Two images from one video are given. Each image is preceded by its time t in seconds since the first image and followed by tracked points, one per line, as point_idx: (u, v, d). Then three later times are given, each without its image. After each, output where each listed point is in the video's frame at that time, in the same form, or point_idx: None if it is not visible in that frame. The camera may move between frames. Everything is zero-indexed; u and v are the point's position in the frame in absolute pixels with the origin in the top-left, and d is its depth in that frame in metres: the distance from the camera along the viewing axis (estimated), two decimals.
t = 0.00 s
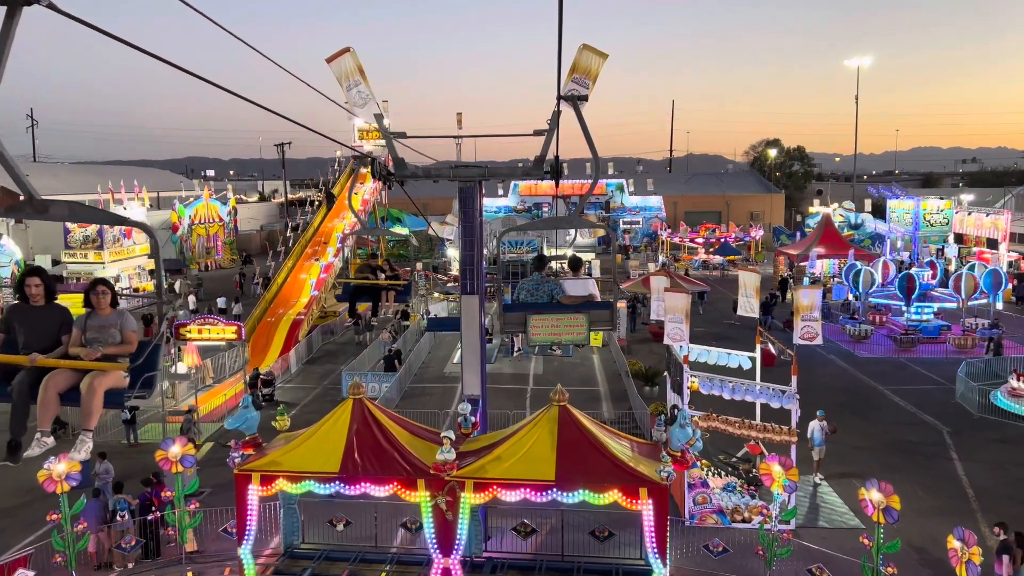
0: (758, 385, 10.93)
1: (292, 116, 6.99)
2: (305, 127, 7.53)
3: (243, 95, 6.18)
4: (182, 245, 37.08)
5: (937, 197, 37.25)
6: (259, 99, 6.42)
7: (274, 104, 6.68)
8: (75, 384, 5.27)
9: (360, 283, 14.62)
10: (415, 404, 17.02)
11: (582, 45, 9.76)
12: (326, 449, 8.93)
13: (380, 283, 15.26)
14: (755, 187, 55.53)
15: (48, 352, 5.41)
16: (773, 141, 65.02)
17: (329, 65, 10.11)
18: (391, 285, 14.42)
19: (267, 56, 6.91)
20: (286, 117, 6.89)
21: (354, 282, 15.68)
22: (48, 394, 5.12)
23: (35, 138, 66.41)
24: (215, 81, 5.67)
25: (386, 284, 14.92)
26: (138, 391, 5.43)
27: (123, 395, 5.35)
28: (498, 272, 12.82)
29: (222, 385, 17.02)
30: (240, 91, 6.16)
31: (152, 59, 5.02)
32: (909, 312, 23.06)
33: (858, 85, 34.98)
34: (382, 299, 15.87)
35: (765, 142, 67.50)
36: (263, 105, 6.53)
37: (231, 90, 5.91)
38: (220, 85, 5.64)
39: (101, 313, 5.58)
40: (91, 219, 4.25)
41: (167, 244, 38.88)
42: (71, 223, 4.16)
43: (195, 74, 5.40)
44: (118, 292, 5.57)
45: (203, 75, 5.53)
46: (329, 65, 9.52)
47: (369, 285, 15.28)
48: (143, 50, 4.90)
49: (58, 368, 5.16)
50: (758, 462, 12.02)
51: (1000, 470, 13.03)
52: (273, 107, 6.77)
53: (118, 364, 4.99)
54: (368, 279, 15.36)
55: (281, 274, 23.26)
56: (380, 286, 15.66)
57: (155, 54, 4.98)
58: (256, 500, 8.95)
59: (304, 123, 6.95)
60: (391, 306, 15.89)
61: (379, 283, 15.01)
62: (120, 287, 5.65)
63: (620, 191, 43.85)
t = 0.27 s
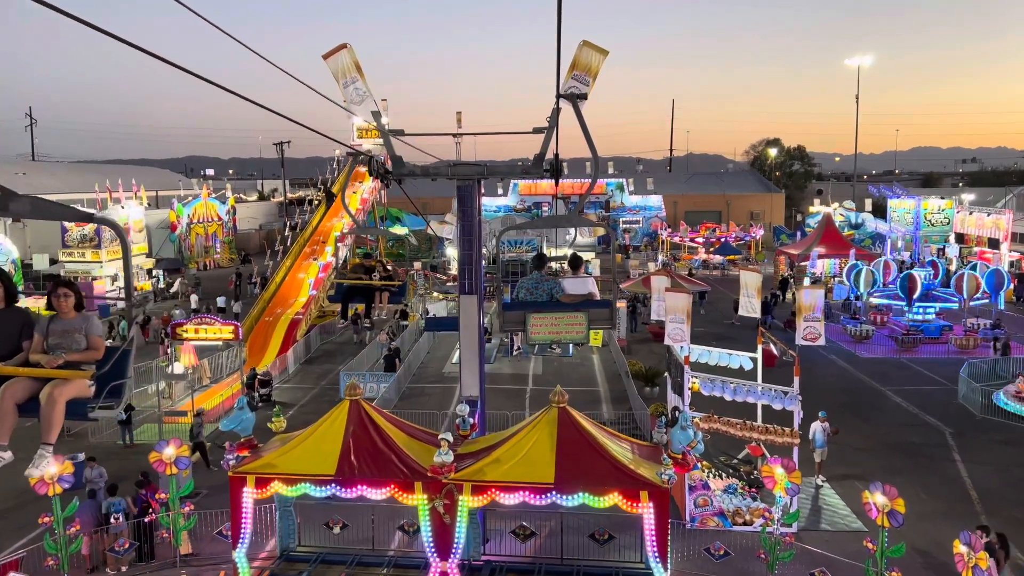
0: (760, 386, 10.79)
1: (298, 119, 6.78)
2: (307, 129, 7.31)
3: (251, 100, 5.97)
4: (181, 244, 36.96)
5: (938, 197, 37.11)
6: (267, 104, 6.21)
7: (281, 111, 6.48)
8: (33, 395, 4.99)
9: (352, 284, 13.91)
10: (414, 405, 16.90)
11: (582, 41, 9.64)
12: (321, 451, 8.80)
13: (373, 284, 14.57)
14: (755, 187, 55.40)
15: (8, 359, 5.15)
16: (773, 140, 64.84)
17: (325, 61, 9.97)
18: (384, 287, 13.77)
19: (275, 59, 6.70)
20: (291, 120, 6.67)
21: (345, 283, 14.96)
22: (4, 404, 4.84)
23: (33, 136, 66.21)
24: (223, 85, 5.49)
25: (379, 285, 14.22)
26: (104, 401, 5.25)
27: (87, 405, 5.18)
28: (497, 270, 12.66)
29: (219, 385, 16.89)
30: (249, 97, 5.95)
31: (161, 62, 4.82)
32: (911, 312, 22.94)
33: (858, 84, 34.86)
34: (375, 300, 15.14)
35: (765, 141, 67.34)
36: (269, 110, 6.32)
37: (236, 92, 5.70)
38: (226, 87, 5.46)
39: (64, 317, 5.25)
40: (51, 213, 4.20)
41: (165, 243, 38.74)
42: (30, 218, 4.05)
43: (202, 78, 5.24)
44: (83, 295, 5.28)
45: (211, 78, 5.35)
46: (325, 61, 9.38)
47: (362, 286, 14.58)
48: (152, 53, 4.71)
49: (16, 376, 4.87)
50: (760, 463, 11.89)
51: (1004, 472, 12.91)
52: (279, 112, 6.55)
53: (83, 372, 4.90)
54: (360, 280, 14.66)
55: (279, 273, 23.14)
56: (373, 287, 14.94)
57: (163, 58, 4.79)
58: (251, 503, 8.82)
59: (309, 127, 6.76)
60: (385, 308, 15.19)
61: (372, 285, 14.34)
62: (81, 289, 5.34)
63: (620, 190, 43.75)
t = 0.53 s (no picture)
0: (762, 386, 10.67)
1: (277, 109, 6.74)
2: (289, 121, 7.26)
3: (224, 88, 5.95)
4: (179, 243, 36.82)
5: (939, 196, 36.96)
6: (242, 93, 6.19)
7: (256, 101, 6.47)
8: None
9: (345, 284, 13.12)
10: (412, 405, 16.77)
11: (582, 37, 9.50)
12: (317, 453, 8.67)
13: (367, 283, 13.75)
14: (755, 186, 55.25)
15: None
16: (774, 139, 64.65)
17: (321, 58, 9.83)
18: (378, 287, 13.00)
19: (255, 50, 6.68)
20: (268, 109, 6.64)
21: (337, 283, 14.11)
22: None
23: (31, 134, 65.92)
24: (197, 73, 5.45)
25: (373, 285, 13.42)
26: (67, 410, 5.64)
27: (47, 415, 5.54)
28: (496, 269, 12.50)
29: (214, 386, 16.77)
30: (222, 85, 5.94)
31: (136, 49, 4.72)
32: (913, 312, 22.80)
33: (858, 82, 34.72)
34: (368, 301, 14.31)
35: (765, 140, 67.17)
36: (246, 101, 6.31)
37: (210, 80, 5.66)
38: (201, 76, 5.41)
39: (26, 325, 5.60)
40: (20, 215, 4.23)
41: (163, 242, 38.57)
42: None
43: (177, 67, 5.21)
44: (44, 302, 5.59)
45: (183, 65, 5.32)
46: (321, 58, 9.24)
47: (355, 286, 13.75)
48: (124, 41, 4.68)
49: None
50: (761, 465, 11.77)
51: (1007, 473, 12.79)
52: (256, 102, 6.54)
53: (43, 382, 5.29)
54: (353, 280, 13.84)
55: (277, 271, 23.00)
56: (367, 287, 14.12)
57: (136, 44, 4.76)
58: (245, 506, 8.69)
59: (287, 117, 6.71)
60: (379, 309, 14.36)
61: (366, 285, 13.54)
62: (43, 294, 5.66)
63: (620, 189, 43.63)
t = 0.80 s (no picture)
0: (764, 386, 10.54)
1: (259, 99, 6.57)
2: (276, 113, 7.10)
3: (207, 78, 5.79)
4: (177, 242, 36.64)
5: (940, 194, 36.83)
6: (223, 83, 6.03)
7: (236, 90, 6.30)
8: None
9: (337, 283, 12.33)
10: (410, 405, 16.65)
11: (582, 31, 9.37)
12: (313, 454, 8.55)
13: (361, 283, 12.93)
14: (755, 184, 55.10)
15: None
16: (773, 137, 64.48)
17: (317, 53, 9.68)
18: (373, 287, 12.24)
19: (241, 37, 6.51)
20: (251, 100, 6.48)
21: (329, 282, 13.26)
22: None
23: (28, 133, 65.65)
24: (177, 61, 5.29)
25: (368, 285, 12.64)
26: (24, 421, 4.65)
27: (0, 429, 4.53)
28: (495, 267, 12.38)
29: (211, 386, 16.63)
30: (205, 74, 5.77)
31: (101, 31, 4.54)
32: (914, 310, 22.68)
33: (859, 80, 34.57)
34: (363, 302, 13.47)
35: (764, 138, 66.98)
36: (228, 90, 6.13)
37: (190, 69, 5.51)
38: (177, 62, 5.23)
39: None
40: None
41: (160, 241, 38.38)
42: None
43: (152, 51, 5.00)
44: None
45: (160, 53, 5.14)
46: (317, 53, 9.10)
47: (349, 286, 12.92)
48: (100, 26, 4.51)
49: None
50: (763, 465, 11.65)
51: (1011, 473, 12.67)
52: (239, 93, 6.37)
53: None
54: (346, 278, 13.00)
55: (274, 270, 22.90)
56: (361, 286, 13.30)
57: (110, 29, 4.59)
58: (240, 508, 8.55)
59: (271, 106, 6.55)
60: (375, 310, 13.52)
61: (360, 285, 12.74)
62: None
63: (620, 187, 43.51)
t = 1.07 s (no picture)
0: (766, 385, 10.42)
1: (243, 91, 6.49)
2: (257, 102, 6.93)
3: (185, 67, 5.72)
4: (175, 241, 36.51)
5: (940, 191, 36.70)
6: (202, 71, 5.96)
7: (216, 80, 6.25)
8: None
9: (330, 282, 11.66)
10: (408, 404, 16.51)
11: (582, 27, 9.23)
12: (309, 456, 8.41)
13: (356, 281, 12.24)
14: (755, 182, 54.97)
15: None
16: (773, 135, 64.34)
17: (313, 48, 9.53)
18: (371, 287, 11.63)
19: (222, 23, 6.47)
20: (230, 89, 6.33)
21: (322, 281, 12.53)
22: None
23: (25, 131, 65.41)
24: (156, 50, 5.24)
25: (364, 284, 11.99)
26: None
27: None
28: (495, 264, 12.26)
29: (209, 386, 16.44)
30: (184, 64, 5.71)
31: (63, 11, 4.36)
32: (915, 308, 22.56)
33: (858, 78, 34.48)
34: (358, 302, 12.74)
35: (764, 135, 66.81)
36: (208, 80, 6.09)
37: (165, 54, 5.35)
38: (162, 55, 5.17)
39: None
40: None
41: (158, 240, 38.21)
42: None
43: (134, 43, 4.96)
44: None
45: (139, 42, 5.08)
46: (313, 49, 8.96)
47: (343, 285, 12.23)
48: (75, 12, 4.45)
49: None
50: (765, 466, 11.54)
51: (1015, 473, 12.55)
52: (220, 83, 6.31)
53: None
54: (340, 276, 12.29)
55: (272, 269, 22.80)
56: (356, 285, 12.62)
57: (84, 15, 4.49)
58: (235, 510, 8.41)
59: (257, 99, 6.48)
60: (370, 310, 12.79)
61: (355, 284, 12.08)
62: None
63: (620, 185, 43.37)
